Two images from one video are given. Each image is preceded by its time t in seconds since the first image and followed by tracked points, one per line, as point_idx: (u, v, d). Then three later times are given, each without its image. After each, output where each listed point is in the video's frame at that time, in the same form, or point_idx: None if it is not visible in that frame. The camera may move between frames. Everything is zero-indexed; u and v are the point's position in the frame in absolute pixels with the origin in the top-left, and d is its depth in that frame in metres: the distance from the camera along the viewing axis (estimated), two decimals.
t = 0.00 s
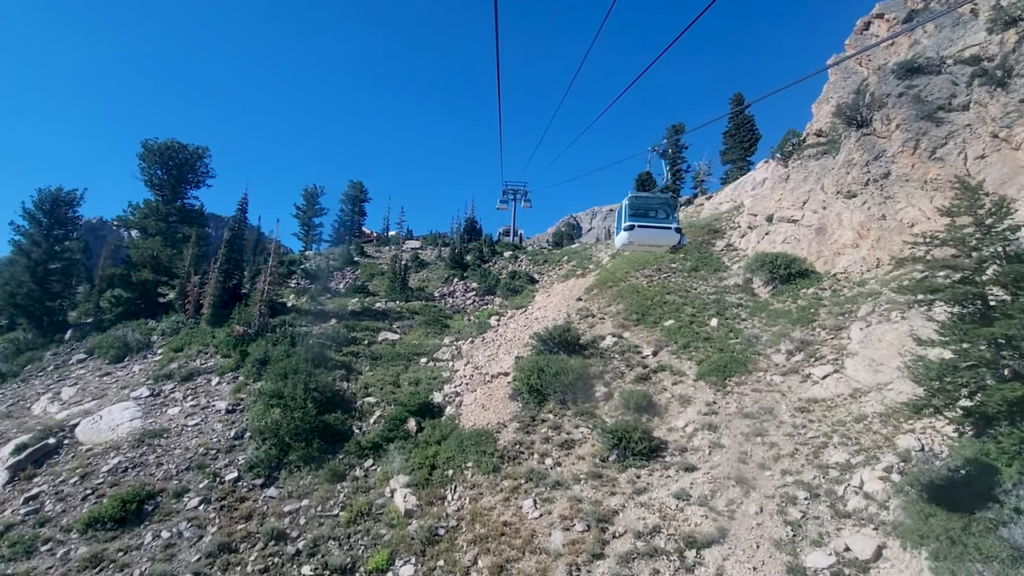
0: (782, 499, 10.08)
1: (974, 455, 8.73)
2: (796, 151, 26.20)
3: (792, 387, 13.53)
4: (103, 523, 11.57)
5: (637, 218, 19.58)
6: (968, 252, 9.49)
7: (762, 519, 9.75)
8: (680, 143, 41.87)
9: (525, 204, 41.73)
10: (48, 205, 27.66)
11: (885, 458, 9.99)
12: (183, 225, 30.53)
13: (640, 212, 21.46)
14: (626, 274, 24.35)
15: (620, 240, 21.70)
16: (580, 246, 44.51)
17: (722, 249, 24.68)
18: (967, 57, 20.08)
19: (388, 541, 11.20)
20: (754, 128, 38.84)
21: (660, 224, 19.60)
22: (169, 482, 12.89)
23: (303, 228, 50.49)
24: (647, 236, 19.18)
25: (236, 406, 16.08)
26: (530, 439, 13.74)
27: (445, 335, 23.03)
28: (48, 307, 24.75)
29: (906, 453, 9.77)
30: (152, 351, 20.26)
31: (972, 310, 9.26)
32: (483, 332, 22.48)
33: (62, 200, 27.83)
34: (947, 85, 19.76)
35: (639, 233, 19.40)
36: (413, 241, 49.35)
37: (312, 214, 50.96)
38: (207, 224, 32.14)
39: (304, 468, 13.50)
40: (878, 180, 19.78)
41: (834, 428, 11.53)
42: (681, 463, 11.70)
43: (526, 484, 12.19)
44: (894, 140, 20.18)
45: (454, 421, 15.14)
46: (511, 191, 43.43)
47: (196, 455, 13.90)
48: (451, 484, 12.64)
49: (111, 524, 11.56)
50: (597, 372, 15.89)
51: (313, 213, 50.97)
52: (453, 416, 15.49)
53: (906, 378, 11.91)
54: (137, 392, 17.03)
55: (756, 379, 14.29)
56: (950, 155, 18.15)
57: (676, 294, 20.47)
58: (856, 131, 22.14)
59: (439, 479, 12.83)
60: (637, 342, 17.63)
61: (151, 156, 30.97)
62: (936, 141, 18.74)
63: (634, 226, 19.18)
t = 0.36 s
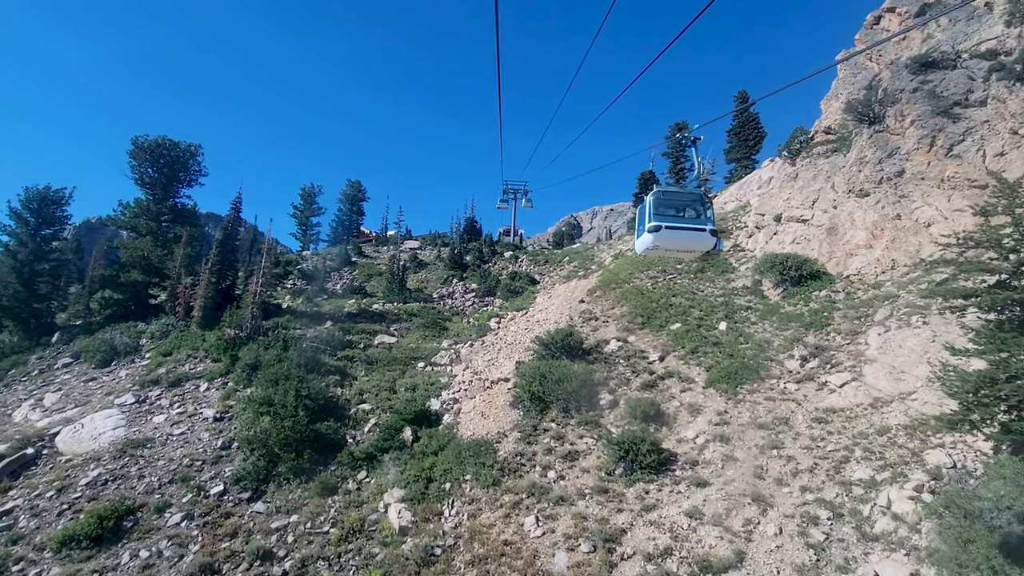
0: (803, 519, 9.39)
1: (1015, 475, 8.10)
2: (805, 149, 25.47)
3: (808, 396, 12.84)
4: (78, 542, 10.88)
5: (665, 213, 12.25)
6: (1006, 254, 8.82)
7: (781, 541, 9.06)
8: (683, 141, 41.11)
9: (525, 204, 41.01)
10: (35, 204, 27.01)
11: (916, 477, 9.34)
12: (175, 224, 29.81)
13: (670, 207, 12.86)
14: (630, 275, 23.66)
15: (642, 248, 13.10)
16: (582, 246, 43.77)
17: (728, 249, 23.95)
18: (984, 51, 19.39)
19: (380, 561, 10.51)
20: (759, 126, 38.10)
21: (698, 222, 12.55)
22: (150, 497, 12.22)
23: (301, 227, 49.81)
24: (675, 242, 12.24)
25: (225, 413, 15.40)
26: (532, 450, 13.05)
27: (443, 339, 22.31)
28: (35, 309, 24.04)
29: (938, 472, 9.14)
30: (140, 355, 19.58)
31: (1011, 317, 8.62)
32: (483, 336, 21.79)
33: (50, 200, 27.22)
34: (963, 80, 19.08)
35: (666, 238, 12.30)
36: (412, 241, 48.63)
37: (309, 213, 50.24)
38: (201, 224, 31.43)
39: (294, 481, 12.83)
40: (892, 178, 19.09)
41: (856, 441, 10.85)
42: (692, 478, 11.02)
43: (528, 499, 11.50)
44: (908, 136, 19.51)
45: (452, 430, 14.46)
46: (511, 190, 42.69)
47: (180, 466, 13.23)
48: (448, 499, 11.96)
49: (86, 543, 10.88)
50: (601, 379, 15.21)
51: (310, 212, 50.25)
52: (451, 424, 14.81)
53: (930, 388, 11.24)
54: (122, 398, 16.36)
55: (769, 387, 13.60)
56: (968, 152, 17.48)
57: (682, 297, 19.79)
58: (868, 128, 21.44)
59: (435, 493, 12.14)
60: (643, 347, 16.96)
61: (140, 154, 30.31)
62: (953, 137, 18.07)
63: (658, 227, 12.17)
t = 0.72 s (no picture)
0: (830, 546, 8.63)
1: None
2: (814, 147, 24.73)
3: (827, 408, 12.10)
4: (45, 567, 10.11)
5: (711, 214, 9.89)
6: None
7: (807, 570, 8.29)
8: (686, 140, 40.36)
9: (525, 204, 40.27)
10: (20, 204, 26.28)
11: (952, 500, 8.60)
12: (165, 224, 28.97)
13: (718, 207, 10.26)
14: (634, 277, 22.89)
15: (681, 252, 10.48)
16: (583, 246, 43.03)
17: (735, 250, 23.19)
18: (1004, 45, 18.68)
19: None
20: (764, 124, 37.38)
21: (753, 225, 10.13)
22: (127, 515, 11.45)
23: (297, 228, 49.00)
24: (724, 250, 9.83)
25: (210, 424, 14.64)
26: (534, 464, 12.30)
27: (441, 343, 21.56)
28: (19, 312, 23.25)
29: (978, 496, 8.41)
30: (125, 360, 18.80)
31: None
32: (482, 340, 20.99)
33: (36, 199, 26.51)
34: (982, 75, 18.37)
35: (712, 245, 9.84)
36: (410, 241, 47.87)
37: (306, 213, 49.47)
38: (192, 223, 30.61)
39: (280, 498, 12.07)
40: (908, 177, 18.36)
41: (882, 459, 10.10)
42: (707, 497, 10.25)
43: (530, 519, 10.73)
44: (924, 133, 18.75)
45: (449, 442, 13.70)
46: (511, 190, 41.95)
47: (161, 481, 12.47)
48: (444, 518, 11.20)
49: (54, 568, 10.10)
50: (606, 387, 14.44)
51: (307, 212, 49.49)
52: (448, 436, 14.03)
53: (961, 401, 10.50)
54: (104, 407, 15.58)
55: (785, 397, 12.83)
56: (989, 149, 16.77)
57: (689, 300, 19.01)
58: (881, 125, 20.65)
59: (431, 511, 11.39)
60: (649, 353, 16.21)
61: (130, 152, 29.66)
62: (973, 135, 17.34)
63: (703, 230, 9.80)
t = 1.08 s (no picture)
0: None
1: None
2: (824, 144, 23.98)
3: (849, 420, 11.33)
4: None
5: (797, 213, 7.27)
6: None
7: None
8: (690, 138, 39.59)
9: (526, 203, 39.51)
10: (6, 203, 25.86)
11: (997, 528, 7.83)
12: (155, 224, 28.20)
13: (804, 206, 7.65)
14: (639, 279, 22.12)
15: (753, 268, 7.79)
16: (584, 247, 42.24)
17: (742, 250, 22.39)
18: None
19: None
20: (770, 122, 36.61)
21: (855, 228, 7.45)
22: (101, 537, 10.68)
23: (294, 228, 48.22)
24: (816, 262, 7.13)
25: (195, 435, 13.88)
26: (536, 481, 11.52)
27: (439, 348, 20.79)
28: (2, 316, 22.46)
29: None
30: (109, 367, 18.04)
31: None
32: (482, 345, 20.22)
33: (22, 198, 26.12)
34: (1003, 69, 17.63)
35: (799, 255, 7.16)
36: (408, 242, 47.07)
37: (303, 213, 48.68)
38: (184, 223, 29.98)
39: (266, 517, 11.30)
40: (926, 175, 17.60)
41: (914, 479, 9.33)
42: (724, 519, 9.48)
43: (532, 542, 9.97)
44: (943, 129, 17.98)
45: (446, 455, 12.93)
46: (512, 189, 41.20)
47: (139, 499, 11.71)
48: (440, 540, 10.44)
49: None
50: (612, 397, 13.69)
51: (304, 212, 48.71)
52: (445, 449, 13.26)
53: (996, 414, 9.76)
54: (83, 418, 14.81)
55: (803, 409, 12.05)
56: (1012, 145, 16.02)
57: (698, 304, 18.24)
58: (897, 122, 19.90)
59: (426, 532, 10.64)
60: (657, 360, 15.44)
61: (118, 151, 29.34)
62: (994, 130, 16.59)
63: (792, 235, 7.10)
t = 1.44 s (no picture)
0: None
1: None
2: (835, 142, 23.19)
3: (875, 435, 10.58)
4: None
5: None
6: None
7: None
8: (694, 136, 38.81)
9: (527, 203, 38.74)
10: None
11: None
12: (144, 225, 27.87)
13: None
14: (644, 281, 21.36)
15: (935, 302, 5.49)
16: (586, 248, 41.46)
17: (751, 251, 21.62)
18: None
19: None
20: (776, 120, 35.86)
21: None
22: (71, 563, 9.94)
23: (291, 228, 47.46)
24: None
25: (177, 449, 13.13)
26: (539, 500, 10.76)
27: (437, 353, 20.03)
28: None
29: None
30: (92, 374, 17.30)
31: None
32: (481, 350, 19.46)
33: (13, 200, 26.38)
34: None
35: None
36: (406, 242, 46.33)
37: (300, 213, 47.92)
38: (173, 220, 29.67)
39: (250, 540, 10.56)
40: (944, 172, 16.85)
41: (951, 502, 8.56)
42: (744, 545, 8.73)
43: (535, 570, 9.20)
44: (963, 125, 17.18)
45: (443, 471, 12.18)
46: (512, 189, 40.47)
47: (115, 519, 10.97)
48: (435, 565, 9.69)
49: None
50: (619, 408, 12.93)
51: (301, 212, 47.95)
52: (442, 464, 12.50)
53: None
54: (61, 429, 14.06)
55: (824, 421, 11.30)
56: None
57: (706, 307, 17.47)
58: (913, 117, 19.16)
59: (420, 556, 9.89)
60: (665, 368, 14.69)
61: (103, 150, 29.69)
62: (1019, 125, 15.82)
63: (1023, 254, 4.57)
